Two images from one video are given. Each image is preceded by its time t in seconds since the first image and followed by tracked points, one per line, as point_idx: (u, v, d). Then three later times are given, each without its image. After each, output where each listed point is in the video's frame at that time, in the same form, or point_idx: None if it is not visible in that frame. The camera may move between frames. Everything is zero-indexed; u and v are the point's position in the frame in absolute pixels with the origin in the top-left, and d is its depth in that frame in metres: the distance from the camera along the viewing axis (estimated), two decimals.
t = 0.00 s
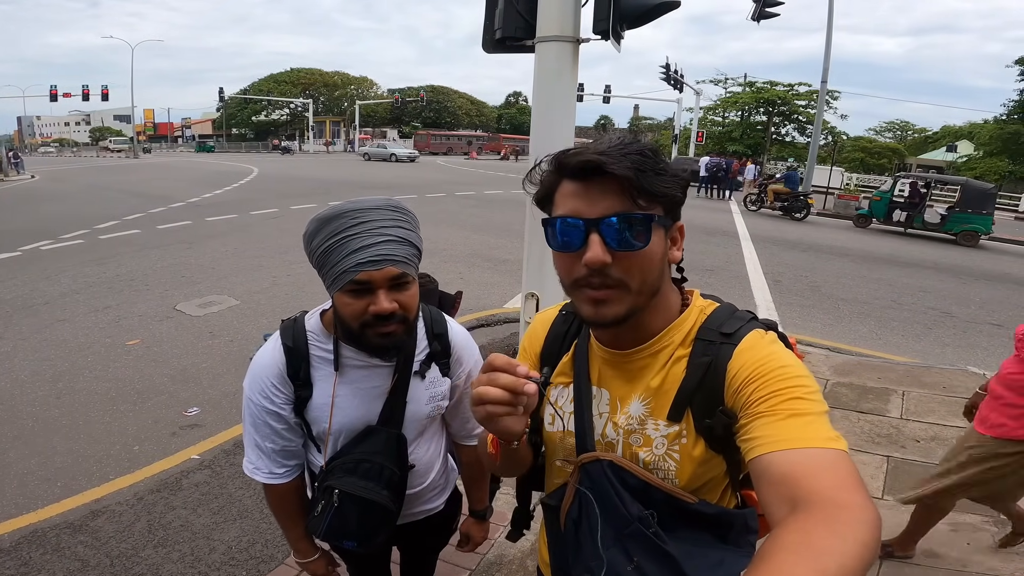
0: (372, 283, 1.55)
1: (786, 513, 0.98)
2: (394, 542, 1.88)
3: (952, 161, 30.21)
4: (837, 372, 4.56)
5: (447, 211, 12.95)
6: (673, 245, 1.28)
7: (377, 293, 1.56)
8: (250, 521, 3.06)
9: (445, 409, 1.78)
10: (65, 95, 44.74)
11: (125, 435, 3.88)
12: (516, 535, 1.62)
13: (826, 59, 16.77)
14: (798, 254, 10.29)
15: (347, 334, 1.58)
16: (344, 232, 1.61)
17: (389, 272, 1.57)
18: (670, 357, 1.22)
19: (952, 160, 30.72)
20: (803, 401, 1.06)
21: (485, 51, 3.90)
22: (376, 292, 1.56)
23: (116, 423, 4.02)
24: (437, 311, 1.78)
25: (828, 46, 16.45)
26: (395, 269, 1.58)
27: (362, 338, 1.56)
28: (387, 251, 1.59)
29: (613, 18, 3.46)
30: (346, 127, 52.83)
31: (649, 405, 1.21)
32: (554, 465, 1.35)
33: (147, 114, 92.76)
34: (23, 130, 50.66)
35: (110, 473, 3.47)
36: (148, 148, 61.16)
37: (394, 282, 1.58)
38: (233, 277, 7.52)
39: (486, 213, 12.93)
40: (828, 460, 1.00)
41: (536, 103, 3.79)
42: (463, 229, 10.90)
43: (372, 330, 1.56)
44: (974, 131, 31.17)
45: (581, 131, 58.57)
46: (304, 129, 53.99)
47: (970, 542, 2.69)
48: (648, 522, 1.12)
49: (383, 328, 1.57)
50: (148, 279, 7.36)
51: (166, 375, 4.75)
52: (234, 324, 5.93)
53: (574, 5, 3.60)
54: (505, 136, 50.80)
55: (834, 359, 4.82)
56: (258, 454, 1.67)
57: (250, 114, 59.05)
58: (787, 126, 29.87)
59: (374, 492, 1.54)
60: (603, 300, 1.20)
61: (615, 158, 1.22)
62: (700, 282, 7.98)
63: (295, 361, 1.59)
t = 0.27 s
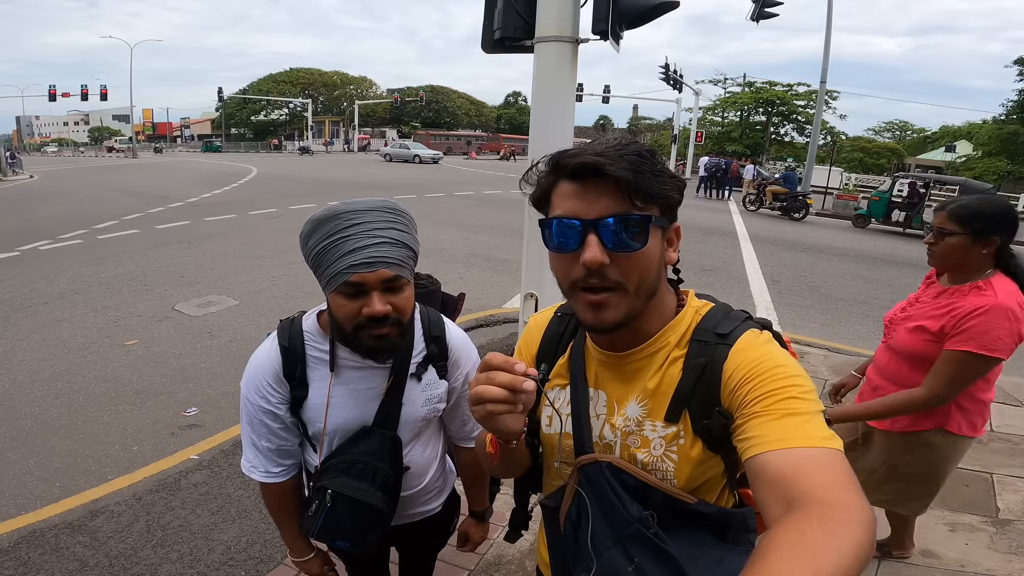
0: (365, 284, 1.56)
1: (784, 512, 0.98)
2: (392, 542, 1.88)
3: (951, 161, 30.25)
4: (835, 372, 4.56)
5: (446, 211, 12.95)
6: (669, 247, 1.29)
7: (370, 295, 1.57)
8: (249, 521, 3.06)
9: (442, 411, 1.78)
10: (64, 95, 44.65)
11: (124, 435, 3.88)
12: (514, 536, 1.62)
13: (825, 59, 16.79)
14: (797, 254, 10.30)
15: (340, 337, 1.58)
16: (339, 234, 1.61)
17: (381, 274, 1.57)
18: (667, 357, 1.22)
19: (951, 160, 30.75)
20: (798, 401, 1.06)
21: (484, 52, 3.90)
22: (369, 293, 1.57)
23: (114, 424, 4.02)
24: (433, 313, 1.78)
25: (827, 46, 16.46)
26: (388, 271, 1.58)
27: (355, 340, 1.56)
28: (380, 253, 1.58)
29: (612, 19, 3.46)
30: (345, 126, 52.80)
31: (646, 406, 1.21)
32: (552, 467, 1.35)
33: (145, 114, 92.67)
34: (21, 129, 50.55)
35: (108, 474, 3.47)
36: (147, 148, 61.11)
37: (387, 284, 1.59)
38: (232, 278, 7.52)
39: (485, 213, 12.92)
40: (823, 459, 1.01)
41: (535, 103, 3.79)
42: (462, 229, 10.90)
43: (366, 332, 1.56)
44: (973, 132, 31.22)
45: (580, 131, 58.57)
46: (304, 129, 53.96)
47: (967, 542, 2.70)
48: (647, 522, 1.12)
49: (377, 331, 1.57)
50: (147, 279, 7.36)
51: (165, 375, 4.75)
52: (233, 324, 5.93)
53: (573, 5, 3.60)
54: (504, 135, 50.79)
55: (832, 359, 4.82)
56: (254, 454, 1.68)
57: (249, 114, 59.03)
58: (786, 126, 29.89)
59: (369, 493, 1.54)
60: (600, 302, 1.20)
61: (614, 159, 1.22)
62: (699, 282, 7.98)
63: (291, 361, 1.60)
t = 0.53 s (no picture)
0: (360, 285, 1.56)
1: (779, 510, 0.98)
2: (389, 541, 1.88)
3: (949, 161, 30.28)
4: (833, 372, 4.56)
5: (445, 211, 12.95)
6: (670, 246, 1.29)
7: (365, 297, 1.56)
8: (247, 521, 3.06)
9: (439, 412, 1.77)
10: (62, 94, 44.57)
11: (122, 435, 3.88)
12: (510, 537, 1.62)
13: (824, 59, 16.80)
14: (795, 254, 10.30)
15: (335, 336, 1.58)
16: (334, 235, 1.61)
17: (376, 276, 1.57)
18: (665, 357, 1.22)
19: (950, 160, 30.80)
20: (795, 401, 1.06)
21: (483, 51, 3.89)
22: (364, 295, 1.56)
23: (112, 423, 4.01)
24: (432, 314, 1.78)
25: (826, 46, 16.47)
26: (382, 272, 1.58)
27: (349, 342, 1.56)
28: (376, 255, 1.58)
29: (611, 19, 3.46)
30: (344, 126, 52.76)
31: (645, 405, 1.21)
32: (549, 467, 1.35)
33: (144, 113, 92.57)
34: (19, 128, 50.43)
35: (106, 474, 3.46)
36: (147, 147, 61.06)
37: (382, 285, 1.58)
38: (230, 277, 7.51)
39: (483, 212, 12.92)
40: (819, 459, 1.01)
41: (533, 103, 3.78)
42: (461, 229, 10.90)
43: (361, 333, 1.56)
44: (971, 132, 31.26)
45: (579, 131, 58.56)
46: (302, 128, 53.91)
47: (965, 542, 2.70)
48: (645, 522, 1.12)
49: (371, 332, 1.57)
50: (145, 278, 7.35)
51: (163, 375, 4.74)
52: (232, 323, 5.92)
53: (571, 5, 3.59)
54: (503, 135, 50.78)
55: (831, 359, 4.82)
56: (251, 453, 1.68)
57: (248, 113, 58.99)
58: (785, 126, 29.90)
59: (363, 494, 1.54)
60: (601, 298, 1.19)
61: (618, 156, 1.22)
62: (698, 282, 7.98)
63: (287, 361, 1.60)
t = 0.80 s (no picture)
0: (358, 288, 1.55)
1: (777, 511, 0.98)
2: (387, 542, 1.88)
3: (948, 161, 30.29)
4: (832, 372, 4.56)
5: (443, 210, 12.95)
6: (671, 247, 1.28)
7: (363, 298, 1.56)
8: (244, 521, 3.06)
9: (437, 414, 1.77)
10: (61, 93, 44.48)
11: (121, 434, 3.87)
12: (507, 539, 1.63)
13: (824, 59, 16.80)
14: (794, 254, 10.30)
15: (333, 338, 1.58)
16: (332, 236, 1.61)
17: (375, 278, 1.56)
18: (665, 358, 1.22)
19: (948, 160, 30.83)
20: (794, 402, 1.06)
21: (482, 51, 3.90)
22: (362, 296, 1.56)
23: (110, 423, 4.01)
24: (430, 316, 1.77)
25: (825, 46, 16.47)
26: (382, 275, 1.58)
27: (348, 344, 1.56)
28: (374, 256, 1.58)
29: (610, 18, 3.46)
30: (343, 125, 52.72)
31: (645, 407, 1.21)
32: (548, 468, 1.35)
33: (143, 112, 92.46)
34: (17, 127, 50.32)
35: (104, 474, 3.46)
36: (146, 146, 61.01)
37: (381, 287, 1.58)
38: (229, 276, 7.50)
39: (482, 212, 12.92)
40: (818, 460, 1.00)
41: (532, 103, 3.78)
42: (460, 228, 10.89)
43: (358, 334, 1.56)
44: (970, 132, 31.27)
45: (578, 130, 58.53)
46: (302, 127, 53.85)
47: (962, 543, 2.70)
48: (645, 523, 1.12)
49: (369, 334, 1.56)
50: (144, 278, 7.34)
51: (161, 374, 4.74)
52: (230, 323, 5.92)
53: (571, 4, 3.59)
54: (502, 134, 50.74)
55: (829, 359, 4.82)
56: (249, 454, 1.68)
57: (247, 112, 58.94)
58: (785, 126, 29.90)
59: (361, 496, 1.54)
60: (601, 297, 1.19)
61: (619, 156, 1.23)
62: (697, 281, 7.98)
63: (285, 363, 1.59)
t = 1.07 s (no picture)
0: (359, 293, 1.55)
1: (777, 512, 0.98)
2: (386, 544, 1.88)
3: (947, 160, 30.30)
4: (831, 372, 4.56)
5: (442, 210, 12.95)
6: (674, 253, 1.28)
7: (363, 303, 1.56)
8: (243, 521, 3.05)
9: (436, 417, 1.77)
10: (59, 92, 44.39)
11: (118, 435, 3.87)
12: (505, 540, 1.63)
13: (823, 59, 16.81)
14: (793, 253, 10.31)
15: (333, 343, 1.57)
16: (334, 240, 1.60)
17: (375, 282, 1.56)
18: (665, 362, 1.21)
19: (947, 160, 30.86)
20: (793, 403, 1.06)
21: (481, 51, 3.89)
22: (363, 301, 1.56)
23: (108, 423, 4.00)
24: (429, 318, 1.77)
25: (824, 45, 16.46)
26: (383, 279, 1.57)
27: (348, 348, 1.56)
28: (376, 262, 1.58)
29: (609, 18, 3.46)
30: (342, 124, 52.65)
31: (645, 410, 1.21)
32: (547, 471, 1.35)
33: (142, 110, 92.35)
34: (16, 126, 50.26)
35: (101, 474, 3.45)
36: (145, 146, 60.94)
37: (382, 292, 1.58)
38: (227, 276, 7.49)
39: (481, 211, 12.91)
40: (817, 461, 1.00)
41: (531, 102, 3.77)
42: (459, 228, 10.89)
43: (359, 339, 1.55)
44: (970, 131, 31.29)
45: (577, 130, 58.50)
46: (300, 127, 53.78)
47: (961, 543, 2.70)
48: (646, 526, 1.11)
49: (370, 339, 1.56)
50: (142, 277, 7.33)
51: (159, 374, 4.73)
52: (229, 323, 5.92)
53: (570, 4, 3.58)
54: (501, 134, 50.72)
55: (828, 359, 4.82)
56: (247, 459, 1.67)
57: (246, 111, 58.88)
58: (784, 125, 29.91)
59: (360, 499, 1.53)
60: (605, 308, 1.19)
61: (629, 166, 1.20)
62: (696, 281, 7.98)
63: (283, 367, 1.59)
